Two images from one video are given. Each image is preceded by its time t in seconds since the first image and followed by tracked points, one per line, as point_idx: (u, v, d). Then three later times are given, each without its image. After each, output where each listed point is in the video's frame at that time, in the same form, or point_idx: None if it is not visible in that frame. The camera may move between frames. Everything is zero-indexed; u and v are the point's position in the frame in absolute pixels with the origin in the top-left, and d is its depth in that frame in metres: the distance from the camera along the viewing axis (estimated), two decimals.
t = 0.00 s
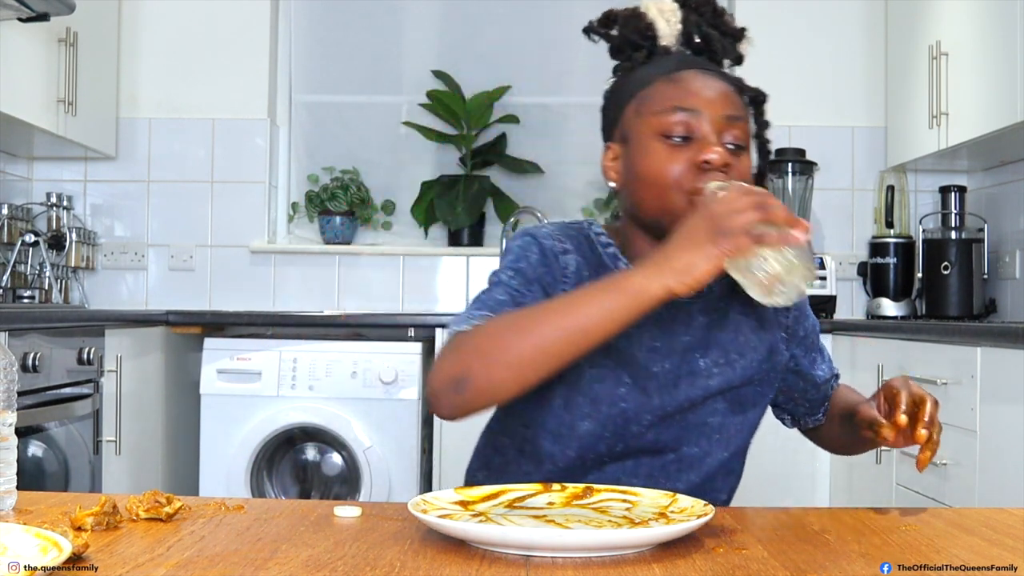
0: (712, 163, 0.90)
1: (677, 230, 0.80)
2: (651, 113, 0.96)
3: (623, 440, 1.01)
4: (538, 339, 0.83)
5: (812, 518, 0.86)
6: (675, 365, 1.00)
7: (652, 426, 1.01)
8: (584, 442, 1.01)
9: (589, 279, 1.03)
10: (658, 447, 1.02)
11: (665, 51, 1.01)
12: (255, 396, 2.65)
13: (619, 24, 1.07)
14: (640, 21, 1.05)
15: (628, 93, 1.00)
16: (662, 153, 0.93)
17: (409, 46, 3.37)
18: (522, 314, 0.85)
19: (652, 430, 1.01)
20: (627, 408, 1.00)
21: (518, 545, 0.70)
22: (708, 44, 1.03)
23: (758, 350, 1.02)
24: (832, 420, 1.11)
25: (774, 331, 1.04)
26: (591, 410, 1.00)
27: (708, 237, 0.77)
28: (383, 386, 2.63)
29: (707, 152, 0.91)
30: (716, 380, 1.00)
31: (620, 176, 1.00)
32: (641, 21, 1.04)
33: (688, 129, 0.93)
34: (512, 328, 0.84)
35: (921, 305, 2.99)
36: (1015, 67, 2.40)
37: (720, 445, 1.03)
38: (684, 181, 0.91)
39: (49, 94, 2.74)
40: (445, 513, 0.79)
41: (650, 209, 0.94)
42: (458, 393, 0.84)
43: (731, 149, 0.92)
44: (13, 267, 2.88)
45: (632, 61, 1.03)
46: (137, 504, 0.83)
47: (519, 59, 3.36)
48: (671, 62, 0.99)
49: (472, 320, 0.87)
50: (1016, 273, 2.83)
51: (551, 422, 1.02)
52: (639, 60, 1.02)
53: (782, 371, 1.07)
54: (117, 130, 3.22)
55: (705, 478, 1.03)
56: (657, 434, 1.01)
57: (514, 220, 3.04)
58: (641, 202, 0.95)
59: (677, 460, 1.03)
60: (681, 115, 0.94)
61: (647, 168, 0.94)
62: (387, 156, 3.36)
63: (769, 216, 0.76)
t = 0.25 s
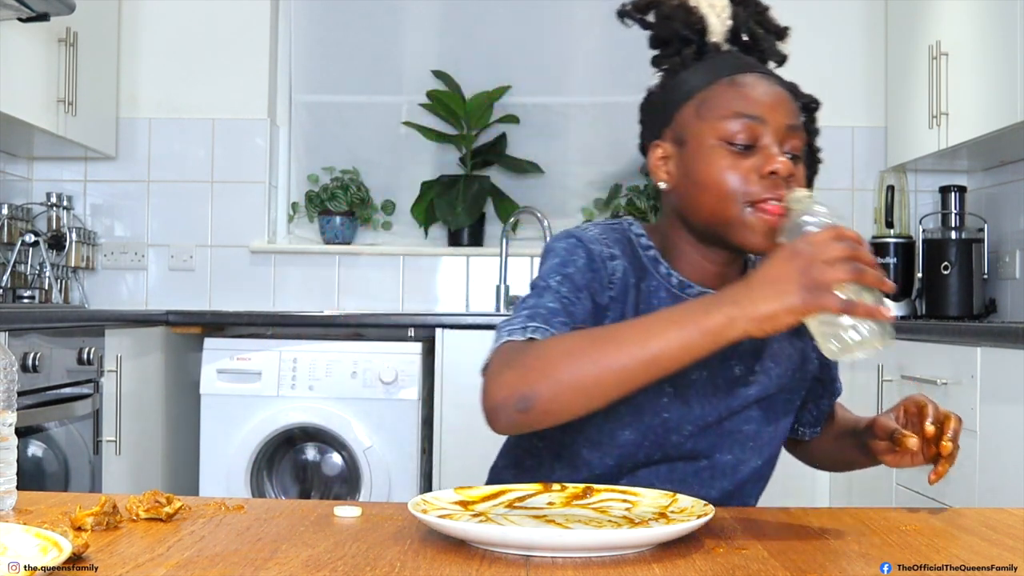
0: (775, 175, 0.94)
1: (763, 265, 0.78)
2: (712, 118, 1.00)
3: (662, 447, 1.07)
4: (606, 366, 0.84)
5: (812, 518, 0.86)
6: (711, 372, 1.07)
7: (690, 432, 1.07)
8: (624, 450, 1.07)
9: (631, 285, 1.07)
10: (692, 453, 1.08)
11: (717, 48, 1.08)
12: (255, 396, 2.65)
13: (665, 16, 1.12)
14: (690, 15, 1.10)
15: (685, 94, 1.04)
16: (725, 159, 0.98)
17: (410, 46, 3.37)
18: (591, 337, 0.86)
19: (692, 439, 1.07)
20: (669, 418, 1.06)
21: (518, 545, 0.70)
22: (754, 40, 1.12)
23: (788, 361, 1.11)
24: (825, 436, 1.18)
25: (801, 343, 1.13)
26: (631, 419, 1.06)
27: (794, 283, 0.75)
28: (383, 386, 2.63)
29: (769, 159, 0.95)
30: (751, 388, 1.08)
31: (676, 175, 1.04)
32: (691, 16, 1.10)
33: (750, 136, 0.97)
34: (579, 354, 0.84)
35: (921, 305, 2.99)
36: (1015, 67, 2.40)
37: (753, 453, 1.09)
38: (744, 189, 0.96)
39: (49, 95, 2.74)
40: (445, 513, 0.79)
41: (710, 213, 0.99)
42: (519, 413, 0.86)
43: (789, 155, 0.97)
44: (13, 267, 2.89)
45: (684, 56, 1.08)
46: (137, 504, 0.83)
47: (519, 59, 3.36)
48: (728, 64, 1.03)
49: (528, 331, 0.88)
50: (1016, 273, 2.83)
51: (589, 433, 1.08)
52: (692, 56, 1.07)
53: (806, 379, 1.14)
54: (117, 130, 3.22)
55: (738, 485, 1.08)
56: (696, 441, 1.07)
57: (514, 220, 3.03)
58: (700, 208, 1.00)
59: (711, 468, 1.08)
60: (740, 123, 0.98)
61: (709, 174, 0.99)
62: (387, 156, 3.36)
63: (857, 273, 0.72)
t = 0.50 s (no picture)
0: (809, 171, 0.94)
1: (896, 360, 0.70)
2: (743, 110, 0.99)
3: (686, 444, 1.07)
4: (704, 405, 0.77)
5: (813, 518, 0.86)
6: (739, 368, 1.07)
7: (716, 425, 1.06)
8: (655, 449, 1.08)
9: (674, 282, 1.04)
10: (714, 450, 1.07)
11: (749, 43, 1.05)
12: (255, 396, 2.65)
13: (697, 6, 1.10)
14: (724, 7, 1.08)
15: (718, 84, 1.02)
16: (757, 153, 0.96)
17: (410, 46, 3.37)
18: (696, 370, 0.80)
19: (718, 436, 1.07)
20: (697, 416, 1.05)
21: (518, 545, 0.70)
22: (783, 37, 1.11)
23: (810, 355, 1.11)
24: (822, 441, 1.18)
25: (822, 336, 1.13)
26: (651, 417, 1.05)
27: (919, 387, 0.67)
28: (383, 386, 2.63)
29: (801, 155, 0.95)
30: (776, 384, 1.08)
31: (705, 169, 1.02)
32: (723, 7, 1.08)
33: (784, 131, 0.96)
34: (686, 383, 0.78)
35: (921, 305, 2.99)
36: (1016, 67, 2.40)
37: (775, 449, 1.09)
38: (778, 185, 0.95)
39: (50, 94, 2.74)
40: (445, 513, 0.79)
41: (739, 207, 0.98)
42: (598, 420, 0.82)
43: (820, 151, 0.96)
44: (13, 267, 2.89)
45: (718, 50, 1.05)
46: (137, 504, 0.83)
47: (520, 59, 3.36)
48: (760, 58, 1.01)
49: (602, 331, 0.89)
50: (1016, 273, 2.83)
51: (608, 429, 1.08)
52: (725, 50, 1.05)
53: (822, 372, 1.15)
54: (117, 130, 3.22)
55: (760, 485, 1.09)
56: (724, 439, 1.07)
57: (515, 220, 3.03)
58: (732, 202, 0.99)
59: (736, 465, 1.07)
60: (774, 117, 0.97)
61: (739, 168, 0.98)
62: (387, 156, 3.36)
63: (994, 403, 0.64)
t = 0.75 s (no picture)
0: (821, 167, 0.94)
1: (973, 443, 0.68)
2: (756, 106, 0.99)
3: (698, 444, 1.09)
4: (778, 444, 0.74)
5: (813, 518, 0.86)
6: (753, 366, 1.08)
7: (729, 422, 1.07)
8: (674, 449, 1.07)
9: (706, 279, 1.04)
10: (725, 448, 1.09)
11: (759, 41, 1.07)
12: (255, 396, 2.65)
13: (710, 5, 1.12)
14: (735, 6, 1.10)
15: (729, 79, 1.02)
16: (771, 149, 0.96)
17: (410, 46, 3.37)
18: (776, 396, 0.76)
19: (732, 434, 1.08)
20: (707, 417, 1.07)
21: (518, 545, 0.70)
22: (793, 35, 1.12)
23: (816, 351, 1.12)
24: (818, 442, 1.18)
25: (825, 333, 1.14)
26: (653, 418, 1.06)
27: (993, 476, 0.66)
28: (383, 386, 2.63)
29: (812, 151, 0.95)
30: (787, 382, 1.09)
31: (717, 164, 1.02)
32: (736, 6, 1.10)
33: (796, 127, 0.96)
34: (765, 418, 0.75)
35: (921, 305, 2.99)
36: (1016, 68, 2.40)
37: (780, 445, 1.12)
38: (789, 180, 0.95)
39: (49, 94, 2.74)
40: (445, 513, 0.79)
41: (751, 202, 0.98)
42: (673, 435, 0.80)
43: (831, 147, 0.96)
44: (13, 267, 2.88)
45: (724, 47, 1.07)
46: (137, 504, 0.83)
47: (520, 60, 3.36)
48: (771, 54, 1.01)
49: (670, 338, 0.86)
50: (1016, 273, 2.83)
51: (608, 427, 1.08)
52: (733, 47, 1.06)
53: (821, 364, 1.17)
54: (117, 130, 3.22)
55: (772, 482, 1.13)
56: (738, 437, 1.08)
57: (515, 220, 3.03)
58: (744, 197, 0.99)
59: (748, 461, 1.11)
60: (786, 113, 0.97)
61: (752, 163, 0.97)
62: (387, 156, 3.36)
63: None
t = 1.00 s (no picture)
0: (807, 167, 0.94)
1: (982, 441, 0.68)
2: (742, 104, 0.99)
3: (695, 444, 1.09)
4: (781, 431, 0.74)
5: (813, 518, 0.86)
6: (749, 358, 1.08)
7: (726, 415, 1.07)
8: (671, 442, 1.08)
9: (700, 272, 1.03)
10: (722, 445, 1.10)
11: (750, 40, 1.07)
12: (255, 396, 2.65)
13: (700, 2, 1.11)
14: (726, 3, 1.09)
15: (718, 77, 1.02)
16: (756, 147, 0.97)
17: (410, 46, 3.37)
18: (786, 382, 0.76)
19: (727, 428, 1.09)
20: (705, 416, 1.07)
21: (518, 545, 0.70)
22: (784, 34, 1.11)
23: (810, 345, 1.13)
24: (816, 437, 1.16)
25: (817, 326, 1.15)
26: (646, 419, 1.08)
27: (1000, 474, 0.66)
28: (383, 386, 2.63)
29: (797, 150, 0.95)
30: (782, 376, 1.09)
31: (706, 160, 1.02)
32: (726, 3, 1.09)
33: (783, 126, 0.96)
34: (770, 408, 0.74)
35: (921, 305, 2.99)
36: (1016, 68, 2.40)
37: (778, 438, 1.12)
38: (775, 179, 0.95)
39: (49, 94, 2.74)
40: (445, 513, 0.79)
41: (738, 199, 0.98)
42: (684, 421, 0.79)
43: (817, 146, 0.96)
44: (13, 267, 2.88)
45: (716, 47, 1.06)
46: (137, 504, 0.83)
47: (519, 60, 3.36)
48: (761, 53, 1.01)
49: (676, 327, 0.86)
50: (1016, 273, 2.83)
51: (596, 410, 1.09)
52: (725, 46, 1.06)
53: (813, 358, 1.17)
54: (117, 130, 3.22)
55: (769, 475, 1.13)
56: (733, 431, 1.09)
57: (515, 220, 3.04)
58: (732, 194, 0.99)
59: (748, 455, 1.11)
60: (773, 112, 0.97)
61: (739, 161, 0.98)
62: (387, 156, 3.36)
63: None
